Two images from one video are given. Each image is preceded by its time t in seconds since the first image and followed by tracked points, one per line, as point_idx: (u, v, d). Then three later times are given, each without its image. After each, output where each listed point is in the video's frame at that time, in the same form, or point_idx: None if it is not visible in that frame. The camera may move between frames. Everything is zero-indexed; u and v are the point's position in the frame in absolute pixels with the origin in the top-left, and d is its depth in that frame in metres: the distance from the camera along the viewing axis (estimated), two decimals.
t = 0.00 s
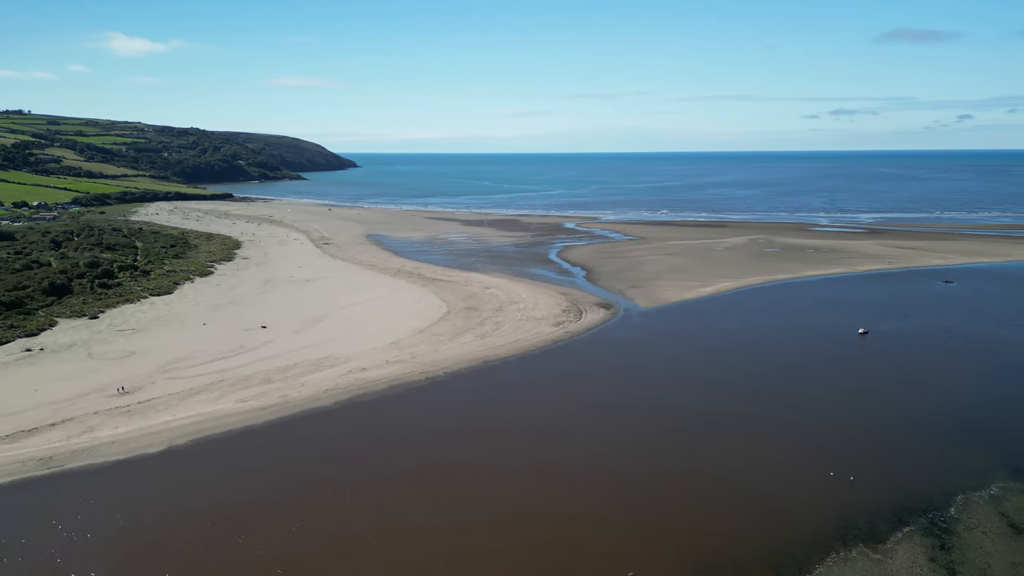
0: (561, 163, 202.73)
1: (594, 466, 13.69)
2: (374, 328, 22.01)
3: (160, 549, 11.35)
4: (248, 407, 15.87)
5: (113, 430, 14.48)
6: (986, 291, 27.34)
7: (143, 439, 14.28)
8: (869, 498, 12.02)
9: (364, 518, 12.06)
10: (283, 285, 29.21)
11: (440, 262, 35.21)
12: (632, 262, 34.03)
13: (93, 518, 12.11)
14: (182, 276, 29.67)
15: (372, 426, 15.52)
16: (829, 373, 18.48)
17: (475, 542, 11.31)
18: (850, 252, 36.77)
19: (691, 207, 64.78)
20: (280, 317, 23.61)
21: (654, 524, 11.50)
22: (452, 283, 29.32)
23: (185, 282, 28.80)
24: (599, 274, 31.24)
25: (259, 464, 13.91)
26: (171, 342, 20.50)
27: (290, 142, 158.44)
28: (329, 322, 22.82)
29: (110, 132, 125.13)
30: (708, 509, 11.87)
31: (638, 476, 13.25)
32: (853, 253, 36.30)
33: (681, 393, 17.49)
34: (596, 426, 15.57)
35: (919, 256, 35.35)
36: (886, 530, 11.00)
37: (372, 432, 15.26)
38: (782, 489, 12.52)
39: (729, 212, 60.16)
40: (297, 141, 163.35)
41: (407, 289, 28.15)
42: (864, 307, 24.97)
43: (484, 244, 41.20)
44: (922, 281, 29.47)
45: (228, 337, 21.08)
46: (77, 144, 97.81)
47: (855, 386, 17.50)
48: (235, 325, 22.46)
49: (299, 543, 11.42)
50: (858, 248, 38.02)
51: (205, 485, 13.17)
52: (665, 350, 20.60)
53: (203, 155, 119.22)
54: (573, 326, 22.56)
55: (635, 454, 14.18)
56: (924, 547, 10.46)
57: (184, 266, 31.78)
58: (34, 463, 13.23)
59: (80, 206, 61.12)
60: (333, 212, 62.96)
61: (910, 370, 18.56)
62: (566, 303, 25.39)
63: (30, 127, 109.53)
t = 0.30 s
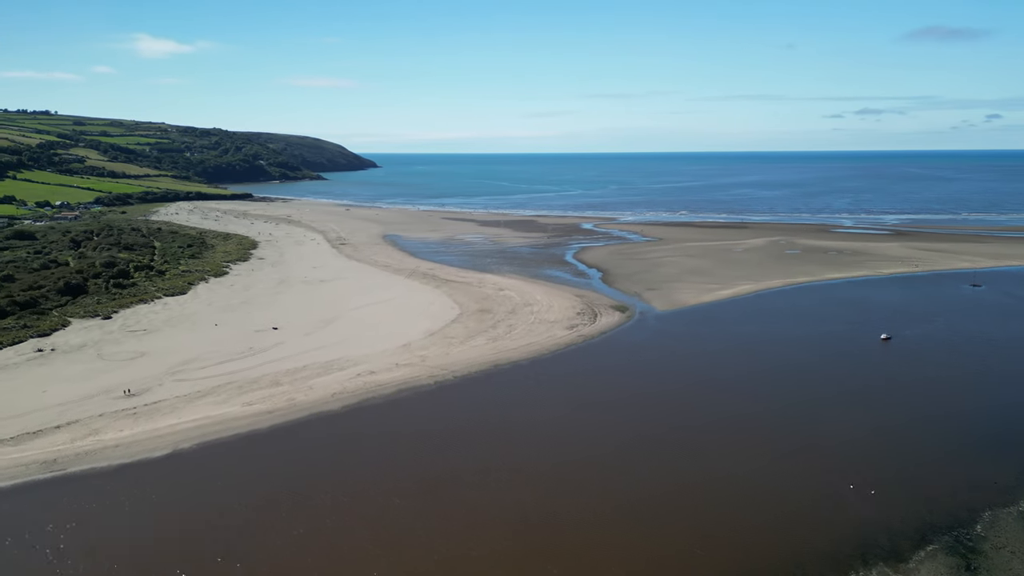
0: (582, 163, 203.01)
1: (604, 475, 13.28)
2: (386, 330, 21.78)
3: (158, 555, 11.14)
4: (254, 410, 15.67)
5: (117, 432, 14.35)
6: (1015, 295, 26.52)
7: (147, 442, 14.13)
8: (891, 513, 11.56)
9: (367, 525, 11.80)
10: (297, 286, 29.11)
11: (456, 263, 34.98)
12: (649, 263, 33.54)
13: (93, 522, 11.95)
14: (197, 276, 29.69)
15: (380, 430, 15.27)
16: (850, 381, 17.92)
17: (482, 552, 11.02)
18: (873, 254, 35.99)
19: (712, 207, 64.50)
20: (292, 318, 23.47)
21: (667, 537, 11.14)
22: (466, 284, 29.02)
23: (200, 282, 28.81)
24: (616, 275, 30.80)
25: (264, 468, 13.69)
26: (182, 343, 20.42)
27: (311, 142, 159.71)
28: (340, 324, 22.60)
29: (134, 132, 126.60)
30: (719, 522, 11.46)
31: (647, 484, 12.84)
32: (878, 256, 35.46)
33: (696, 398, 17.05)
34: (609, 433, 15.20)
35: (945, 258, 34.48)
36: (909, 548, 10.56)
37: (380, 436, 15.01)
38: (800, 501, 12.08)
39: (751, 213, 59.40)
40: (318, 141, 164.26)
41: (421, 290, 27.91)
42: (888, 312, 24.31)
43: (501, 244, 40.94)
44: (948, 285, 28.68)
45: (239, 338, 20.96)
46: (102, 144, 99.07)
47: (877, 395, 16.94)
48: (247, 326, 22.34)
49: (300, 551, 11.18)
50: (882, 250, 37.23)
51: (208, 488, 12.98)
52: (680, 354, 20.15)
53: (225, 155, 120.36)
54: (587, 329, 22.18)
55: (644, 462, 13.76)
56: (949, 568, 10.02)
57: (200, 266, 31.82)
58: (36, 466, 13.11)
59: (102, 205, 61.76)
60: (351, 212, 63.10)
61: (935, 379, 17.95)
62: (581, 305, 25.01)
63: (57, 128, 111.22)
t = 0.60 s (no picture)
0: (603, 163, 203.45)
1: (613, 488, 12.85)
2: (396, 332, 21.51)
3: (154, 562, 10.89)
4: (259, 414, 15.44)
5: (120, 436, 14.20)
6: None
7: (150, 446, 13.96)
8: (915, 533, 11.01)
9: (369, 538, 11.47)
10: (311, 287, 28.99)
11: (472, 264, 34.69)
12: (668, 265, 33.01)
13: (90, 528, 11.74)
14: (212, 276, 29.68)
15: (386, 436, 14.97)
16: (873, 390, 17.26)
17: (485, 568, 10.66)
18: (899, 256, 35.12)
19: (734, 207, 64.13)
20: (304, 319, 23.31)
21: (677, 556, 10.72)
22: (480, 286, 28.69)
23: (215, 282, 28.79)
24: (633, 277, 30.32)
25: (267, 473, 13.45)
26: (192, 344, 20.32)
27: (334, 142, 161.08)
28: (352, 325, 22.37)
29: (159, 133, 128.17)
30: (733, 541, 10.99)
31: (659, 498, 12.41)
32: (904, 258, 34.57)
33: (711, 406, 16.54)
34: (620, 442, 14.79)
35: (975, 261, 33.50)
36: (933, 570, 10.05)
37: (385, 441, 14.73)
38: (818, 517, 11.58)
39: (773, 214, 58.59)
40: (339, 142, 165.10)
41: (435, 291, 27.63)
42: (913, 317, 23.55)
43: (518, 245, 40.65)
44: (978, 289, 27.78)
45: (249, 340, 20.80)
46: (127, 144, 100.27)
47: (901, 405, 16.28)
48: (258, 327, 22.20)
49: (298, 563, 10.86)
50: (908, 252, 36.32)
51: (209, 494, 12.75)
52: (696, 360, 19.63)
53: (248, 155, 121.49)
54: (601, 333, 21.73)
55: (657, 474, 13.32)
56: None
57: (215, 266, 31.83)
58: (37, 470, 12.98)
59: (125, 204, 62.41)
60: (370, 211, 63.22)
61: (963, 388, 17.24)
62: (596, 307, 24.57)
63: (84, 128, 113.01)
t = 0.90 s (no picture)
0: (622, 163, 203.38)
1: (621, 497, 12.49)
2: (406, 335, 21.26)
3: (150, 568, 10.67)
4: (264, 418, 15.24)
5: (123, 439, 14.06)
6: None
7: (152, 449, 13.80)
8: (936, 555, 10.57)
9: (367, 544, 11.20)
10: (323, 287, 28.86)
11: (486, 265, 34.43)
12: (684, 266, 32.51)
13: (88, 532, 11.57)
14: (225, 276, 29.66)
15: (391, 441, 14.70)
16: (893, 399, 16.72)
17: None
18: (923, 258, 34.36)
19: (754, 207, 63.58)
20: (315, 320, 23.14)
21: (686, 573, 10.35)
22: (493, 287, 28.38)
23: (227, 282, 28.76)
24: (649, 279, 29.87)
25: (269, 477, 13.22)
26: (201, 345, 20.21)
27: (353, 142, 161.96)
28: (362, 327, 22.15)
29: (180, 133, 129.28)
30: (744, 558, 10.58)
31: (669, 509, 12.03)
32: (928, 261, 33.69)
33: (724, 414, 16.10)
34: (630, 449, 14.42)
35: (1001, 264, 32.66)
36: None
37: (389, 446, 14.45)
38: (834, 534, 11.14)
39: (793, 215, 57.81)
40: (358, 141, 165.54)
41: (447, 293, 27.37)
42: (936, 322, 22.89)
43: (533, 246, 40.34)
44: (1004, 293, 27.01)
45: (258, 341, 20.65)
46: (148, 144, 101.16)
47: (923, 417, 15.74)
48: (268, 329, 22.06)
49: (294, 569, 10.61)
50: (932, 254, 35.54)
51: (210, 498, 12.54)
52: (710, 365, 19.16)
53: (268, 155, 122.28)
54: (614, 336, 21.33)
55: (667, 485, 12.91)
56: None
57: (229, 267, 31.83)
58: (38, 473, 12.85)
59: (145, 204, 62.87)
60: (387, 211, 63.24)
61: (988, 400, 16.64)
62: (610, 310, 24.16)
63: (107, 128, 114.25)
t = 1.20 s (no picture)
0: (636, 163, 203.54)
1: (625, 504, 12.11)
2: (411, 337, 20.96)
3: None
4: (263, 422, 14.99)
5: (120, 443, 13.89)
6: None
7: (149, 454, 13.59)
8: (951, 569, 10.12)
9: (361, 552, 10.89)
10: (331, 288, 28.66)
11: (496, 266, 34.14)
12: (697, 268, 32.02)
13: (80, 538, 11.36)
14: (233, 276, 29.60)
15: (390, 446, 14.38)
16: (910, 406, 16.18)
17: None
18: (942, 261, 33.68)
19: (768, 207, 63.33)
20: (320, 322, 22.93)
21: None
22: (502, 289, 28.03)
23: (235, 283, 28.66)
24: (660, 281, 29.42)
25: (265, 483, 12.95)
26: (205, 347, 20.04)
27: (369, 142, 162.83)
28: (368, 329, 21.90)
29: (196, 133, 130.16)
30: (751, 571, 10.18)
31: (673, 518, 11.64)
32: (947, 263, 32.99)
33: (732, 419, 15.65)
34: (635, 453, 14.02)
35: None
36: None
37: (389, 451, 14.14)
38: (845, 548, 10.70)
39: (809, 215, 57.20)
40: (372, 141, 165.83)
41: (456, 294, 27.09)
42: (955, 327, 22.27)
43: (545, 247, 40.01)
44: None
45: (262, 343, 20.45)
46: (164, 144, 101.85)
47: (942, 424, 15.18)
48: (273, 330, 21.86)
49: None
50: (952, 256, 34.83)
51: (203, 504, 12.28)
52: (720, 369, 18.70)
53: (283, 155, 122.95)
54: (624, 340, 20.91)
55: (672, 491, 12.50)
56: None
57: (237, 267, 31.79)
58: (33, 478, 12.70)
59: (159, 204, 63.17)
60: (399, 211, 63.17)
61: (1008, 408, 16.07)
62: (620, 313, 23.75)
63: (124, 128, 115.22)
